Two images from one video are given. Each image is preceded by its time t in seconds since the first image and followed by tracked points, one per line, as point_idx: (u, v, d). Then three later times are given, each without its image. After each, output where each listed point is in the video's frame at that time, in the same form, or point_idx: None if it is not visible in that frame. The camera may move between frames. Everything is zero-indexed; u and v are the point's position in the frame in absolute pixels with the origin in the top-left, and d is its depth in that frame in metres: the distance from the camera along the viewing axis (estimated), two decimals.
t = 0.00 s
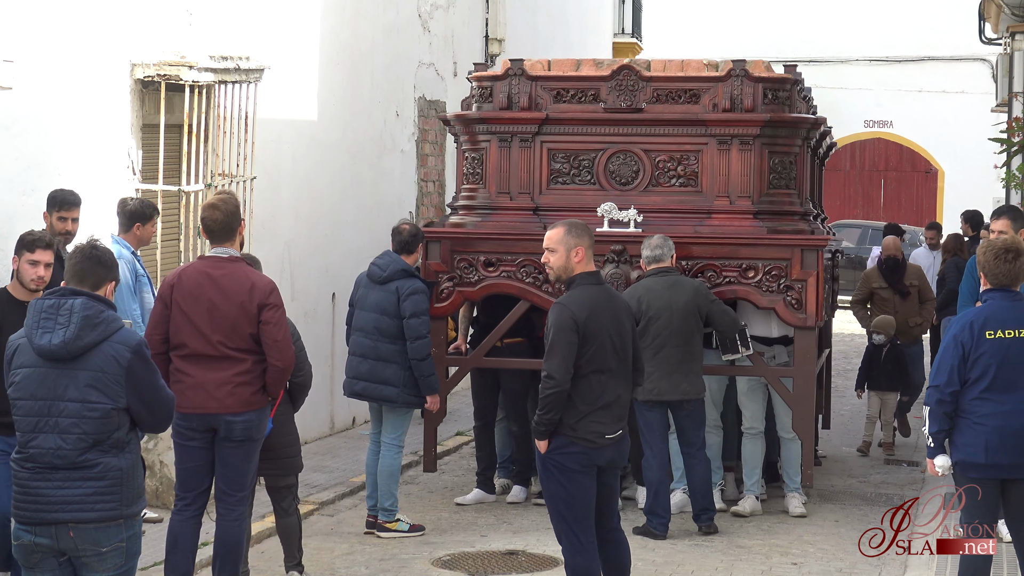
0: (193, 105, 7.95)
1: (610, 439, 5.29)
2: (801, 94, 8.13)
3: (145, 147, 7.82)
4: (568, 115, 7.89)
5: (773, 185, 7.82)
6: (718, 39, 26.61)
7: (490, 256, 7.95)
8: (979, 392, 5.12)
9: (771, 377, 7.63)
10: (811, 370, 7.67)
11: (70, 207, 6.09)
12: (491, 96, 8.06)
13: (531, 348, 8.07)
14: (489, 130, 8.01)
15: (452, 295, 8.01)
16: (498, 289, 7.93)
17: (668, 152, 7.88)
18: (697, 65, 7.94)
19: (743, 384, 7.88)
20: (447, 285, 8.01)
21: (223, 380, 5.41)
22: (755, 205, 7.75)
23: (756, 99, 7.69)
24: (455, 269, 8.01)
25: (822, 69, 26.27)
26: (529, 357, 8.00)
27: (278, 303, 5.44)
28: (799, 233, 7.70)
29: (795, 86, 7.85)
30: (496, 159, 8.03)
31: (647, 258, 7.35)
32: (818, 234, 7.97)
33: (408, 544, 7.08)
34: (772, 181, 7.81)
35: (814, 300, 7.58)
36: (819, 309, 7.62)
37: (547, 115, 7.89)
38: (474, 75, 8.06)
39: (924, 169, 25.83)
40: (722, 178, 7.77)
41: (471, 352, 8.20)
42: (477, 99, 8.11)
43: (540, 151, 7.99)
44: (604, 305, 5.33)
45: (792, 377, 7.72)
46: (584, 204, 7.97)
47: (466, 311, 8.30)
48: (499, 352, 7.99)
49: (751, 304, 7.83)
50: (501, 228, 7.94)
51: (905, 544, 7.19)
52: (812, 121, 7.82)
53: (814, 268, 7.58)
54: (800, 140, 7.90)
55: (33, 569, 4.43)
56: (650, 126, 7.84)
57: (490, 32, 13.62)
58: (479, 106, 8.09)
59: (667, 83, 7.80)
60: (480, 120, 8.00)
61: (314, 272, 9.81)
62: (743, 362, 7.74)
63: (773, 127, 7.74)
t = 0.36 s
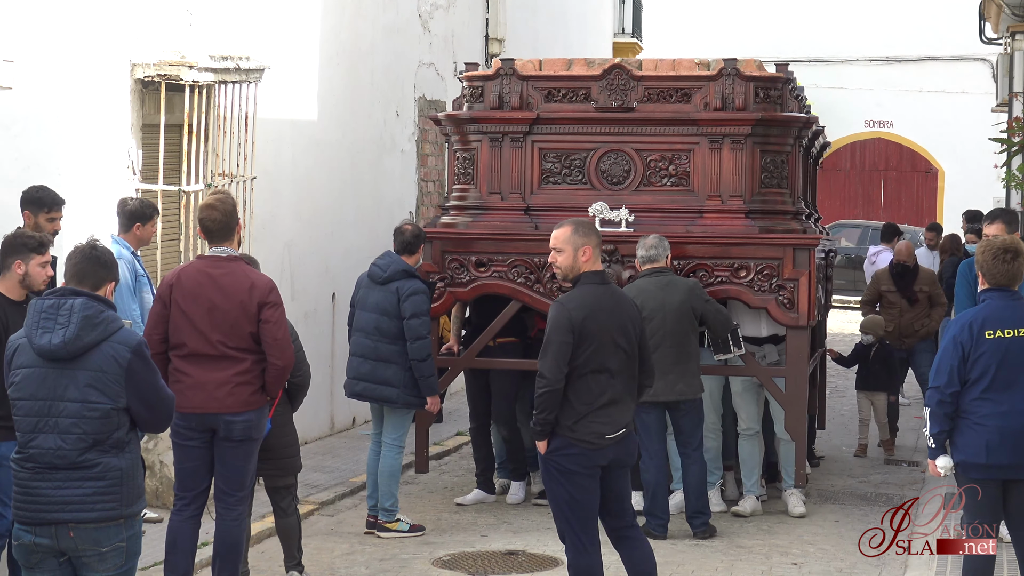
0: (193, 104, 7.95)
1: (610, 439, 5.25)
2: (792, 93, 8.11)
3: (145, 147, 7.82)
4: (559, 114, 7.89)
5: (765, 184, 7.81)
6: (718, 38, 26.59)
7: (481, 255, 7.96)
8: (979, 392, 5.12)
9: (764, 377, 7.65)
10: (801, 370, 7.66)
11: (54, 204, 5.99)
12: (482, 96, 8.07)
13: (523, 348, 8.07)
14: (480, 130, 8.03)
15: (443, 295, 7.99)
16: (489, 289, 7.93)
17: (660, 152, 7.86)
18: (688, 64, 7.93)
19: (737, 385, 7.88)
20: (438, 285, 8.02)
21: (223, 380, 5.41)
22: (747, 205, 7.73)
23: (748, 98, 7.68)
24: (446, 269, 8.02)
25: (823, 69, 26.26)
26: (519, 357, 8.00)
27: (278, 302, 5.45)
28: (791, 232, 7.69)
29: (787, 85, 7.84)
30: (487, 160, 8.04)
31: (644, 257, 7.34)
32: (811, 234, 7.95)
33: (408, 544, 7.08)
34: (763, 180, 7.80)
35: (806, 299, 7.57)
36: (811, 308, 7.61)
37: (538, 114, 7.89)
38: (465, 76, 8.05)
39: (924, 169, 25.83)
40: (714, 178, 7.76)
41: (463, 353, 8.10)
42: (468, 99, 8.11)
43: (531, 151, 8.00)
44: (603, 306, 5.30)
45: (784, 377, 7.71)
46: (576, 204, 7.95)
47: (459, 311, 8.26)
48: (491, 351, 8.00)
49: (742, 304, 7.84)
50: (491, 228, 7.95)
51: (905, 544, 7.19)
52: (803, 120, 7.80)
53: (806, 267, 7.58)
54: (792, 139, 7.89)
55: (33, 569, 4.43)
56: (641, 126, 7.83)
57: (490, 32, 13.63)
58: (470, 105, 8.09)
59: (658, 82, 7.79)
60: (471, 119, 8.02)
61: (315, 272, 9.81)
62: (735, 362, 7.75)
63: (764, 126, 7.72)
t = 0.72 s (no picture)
0: (193, 104, 7.96)
1: (635, 448, 5.04)
2: (790, 93, 8.10)
3: (145, 147, 7.81)
4: (557, 114, 7.88)
5: (763, 185, 7.80)
6: (719, 38, 26.58)
7: (478, 256, 7.95)
8: (977, 392, 5.12)
9: (762, 378, 7.60)
10: (800, 370, 7.65)
11: (51, 202, 6.00)
12: (480, 96, 8.05)
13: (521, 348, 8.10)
14: (478, 130, 8.01)
15: (441, 296, 8.00)
16: (487, 289, 7.93)
17: (658, 152, 7.86)
18: (687, 64, 7.93)
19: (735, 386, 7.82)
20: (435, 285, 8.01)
21: (221, 380, 5.40)
22: (745, 205, 7.72)
23: (746, 99, 7.66)
24: (444, 270, 8.02)
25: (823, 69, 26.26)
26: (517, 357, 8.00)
27: (277, 301, 5.47)
28: (789, 232, 7.69)
29: (785, 85, 7.81)
30: (484, 159, 8.02)
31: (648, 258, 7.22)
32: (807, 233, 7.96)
33: (408, 544, 7.08)
34: (761, 181, 7.79)
35: (804, 300, 7.56)
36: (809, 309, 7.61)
37: (535, 114, 7.88)
38: (462, 76, 8.03)
39: (924, 169, 25.83)
40: (711, 178, 7.75)
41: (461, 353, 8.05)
42: (466, 99, 8.10)
43: (529, 151, 7.98)
44: (643, 310, 5.09)
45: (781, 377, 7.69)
46: (574, 204, 7.95)
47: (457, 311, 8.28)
48: (490, 352, 7.98)
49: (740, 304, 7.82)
50: (487, 228, 7.93)
51: (905, 544, 7.19)
52: (802, 120, 7.80)
53: (804, 268, 7.58)
54: (790, 140, 7.90)
55: (33, 569, 4.42)
56: (639, 126, 7.82)
57: (489, 32, 13.64)
58: (467, 105, 8.09)
59: (656, 82, 7.79)
60: (469, 119, 8.00)
61: (315, 272, 9.81)
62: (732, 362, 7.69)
63: (762, 126, 7.71)
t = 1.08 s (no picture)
0: (193, 104, 7.96)
1: (672, 451, 4.95)
2: (796, 94, 8.09)
3: (145, 147, 7.80)
4: (562, 114, 7.87)
5: (768, 185, 7.77)
6: (719, 38, 26.56)
7: (482, 257, 7.96)
8: (979, 392, 5.12)
9: (767, 379, 7.63)
10: (807, 372, 7.64)
11: (52, 202, 6.01)
12: (483, 96, 8.06)
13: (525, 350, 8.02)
14: (481, 130, 8.01)
15: (444, 297, 8.02)
16: (492, 290, 7.93)
17: (663, 152, 7.84)
18: (692, 63, 7.90)
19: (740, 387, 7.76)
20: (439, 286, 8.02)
21: (199, 379, 5.41)
22: (750, 206, 7.71)
23: (752, 98, 7.66)
24: (447, 271, 8.03)
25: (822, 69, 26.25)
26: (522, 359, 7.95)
27: (250, 300, 5.47)
28: (795, 233, 7.68)
29: (790, 86, 7.82)
30: (488, 160, 8.02)
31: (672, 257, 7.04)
32: (813, 234, 7.93)
33: (407, 544, 7.08)
34: (767, 181, 7.77)
35: (810, 301, 7.61)
36: (815, 310, 7.66)
37: (540, 114, 7.87)
38: (466, 75, 8.04)
39: (924, 169, 25.83)
40: (717, 178, 7.75)
41: (464, 354, 8.16)
42: (469, 99, 8.11)
43: (534, 151, 7.97)
44: (678, 308, 5.03)
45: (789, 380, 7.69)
46: (578, 205, 7.93)
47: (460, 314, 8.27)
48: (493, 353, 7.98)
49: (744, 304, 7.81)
50: (493, 228, 7.93)
51: (905, 544, 7.18)
52: (808, 120, 7.78)
53: (810, 268, 7.61)
54: (796, 140, 7.86)
55: (32, 569, 4.42)
56: (645, 125, 7.80)
57: (489, 32, 13.63)
58: (471, 105, 8.09)
59: (662, 82, 7.77)
60: (472, 119, 8.01)
61: (315, 273, 9.82)
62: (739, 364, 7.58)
63: (767, 126, 7.70)
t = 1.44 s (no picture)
0: (193, 104, 7.96)
1: (682, 458, 4.82)
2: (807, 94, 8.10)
3: (145, 147, 7.80)
4: (573, 113, 7.86)
5: (781, 185, 7.80)
6: (718, 38, 26.54)
7: (492, 256, 7.93)
8: (981, 393, 5.12)
9: (780, 381, 7.63)
10: (819, 374, 7.64)
11: (52, 202, 6.01)
12: (493, 94, 8.04)
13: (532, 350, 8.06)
14: (491, 129, 7.99)
15: (454, 297, 7.98)
16: (502, 290, 7.91)
17: (674, 152, 7.83)
18: (703, 63, 7.91)
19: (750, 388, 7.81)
20: (449, 286, 7.98)
21: (183, 377, 5.43)
22: (762, 206, 7.72)
23: (764, 98, 7.68)
24: (457, 270, 8.00)
25: (823, 69, 26.24)
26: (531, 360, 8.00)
27: (231, 298, 5.48)
28: (806, 233, 7.69)
29: (802, 84, 7.85)
30: (498, 159, 7.99)
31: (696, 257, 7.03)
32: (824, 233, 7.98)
33: (408, 544, 7.09)
34: (779, 181, 7.79)
35: (822, 302, 7.60)
36: (827, 310, 7.64)
37: (551, 113, 7.85)
38: (475, 74, 8.01)
39: (924, 169, 25.83)
40: (729, 178, 7.76)
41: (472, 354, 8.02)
42: (480, 96, 8.07)
43: (544, 150, 7.95)
44: (685, 313, 4.88)
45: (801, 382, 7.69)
46: (589, 204, 7.93)
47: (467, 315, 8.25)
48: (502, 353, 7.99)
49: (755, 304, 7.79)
50: (503, 228, 7.91)
51: (905, 544, 7.18)
52: (820, 120, 7.83)
53: (823, 269, 7.58)
54: (808, 140, 7.90)
55: (33, 569, 4.42)
56: (657, 125, 7.80)
57: (489, 32, 13.63)
58: (481, 104, 8.06)
59: (673, 81, 7.77)
60: (482, 118, 7.98)
61: (315, 274, 9.82)
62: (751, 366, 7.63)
63: (780, 126, 7.72)
